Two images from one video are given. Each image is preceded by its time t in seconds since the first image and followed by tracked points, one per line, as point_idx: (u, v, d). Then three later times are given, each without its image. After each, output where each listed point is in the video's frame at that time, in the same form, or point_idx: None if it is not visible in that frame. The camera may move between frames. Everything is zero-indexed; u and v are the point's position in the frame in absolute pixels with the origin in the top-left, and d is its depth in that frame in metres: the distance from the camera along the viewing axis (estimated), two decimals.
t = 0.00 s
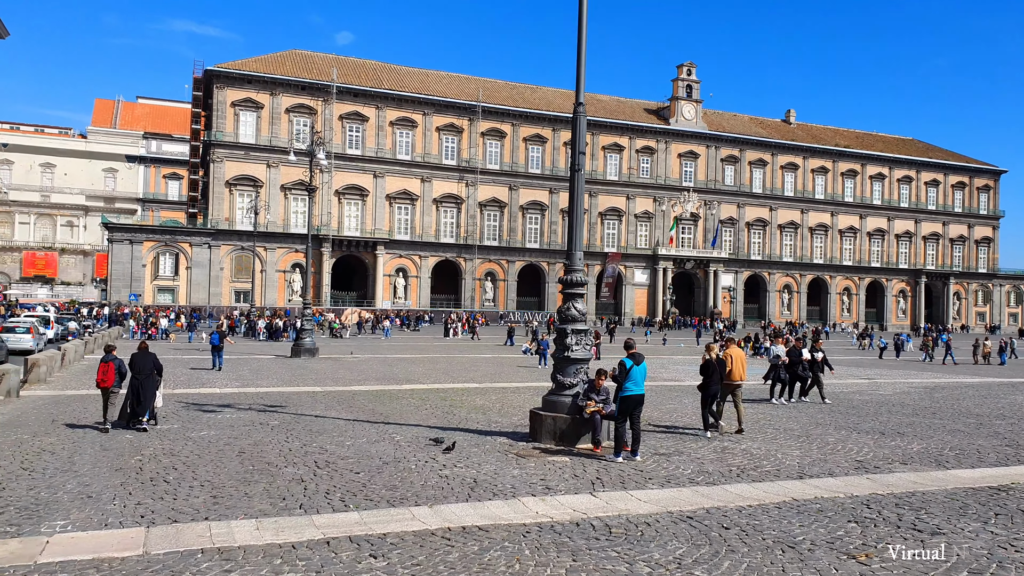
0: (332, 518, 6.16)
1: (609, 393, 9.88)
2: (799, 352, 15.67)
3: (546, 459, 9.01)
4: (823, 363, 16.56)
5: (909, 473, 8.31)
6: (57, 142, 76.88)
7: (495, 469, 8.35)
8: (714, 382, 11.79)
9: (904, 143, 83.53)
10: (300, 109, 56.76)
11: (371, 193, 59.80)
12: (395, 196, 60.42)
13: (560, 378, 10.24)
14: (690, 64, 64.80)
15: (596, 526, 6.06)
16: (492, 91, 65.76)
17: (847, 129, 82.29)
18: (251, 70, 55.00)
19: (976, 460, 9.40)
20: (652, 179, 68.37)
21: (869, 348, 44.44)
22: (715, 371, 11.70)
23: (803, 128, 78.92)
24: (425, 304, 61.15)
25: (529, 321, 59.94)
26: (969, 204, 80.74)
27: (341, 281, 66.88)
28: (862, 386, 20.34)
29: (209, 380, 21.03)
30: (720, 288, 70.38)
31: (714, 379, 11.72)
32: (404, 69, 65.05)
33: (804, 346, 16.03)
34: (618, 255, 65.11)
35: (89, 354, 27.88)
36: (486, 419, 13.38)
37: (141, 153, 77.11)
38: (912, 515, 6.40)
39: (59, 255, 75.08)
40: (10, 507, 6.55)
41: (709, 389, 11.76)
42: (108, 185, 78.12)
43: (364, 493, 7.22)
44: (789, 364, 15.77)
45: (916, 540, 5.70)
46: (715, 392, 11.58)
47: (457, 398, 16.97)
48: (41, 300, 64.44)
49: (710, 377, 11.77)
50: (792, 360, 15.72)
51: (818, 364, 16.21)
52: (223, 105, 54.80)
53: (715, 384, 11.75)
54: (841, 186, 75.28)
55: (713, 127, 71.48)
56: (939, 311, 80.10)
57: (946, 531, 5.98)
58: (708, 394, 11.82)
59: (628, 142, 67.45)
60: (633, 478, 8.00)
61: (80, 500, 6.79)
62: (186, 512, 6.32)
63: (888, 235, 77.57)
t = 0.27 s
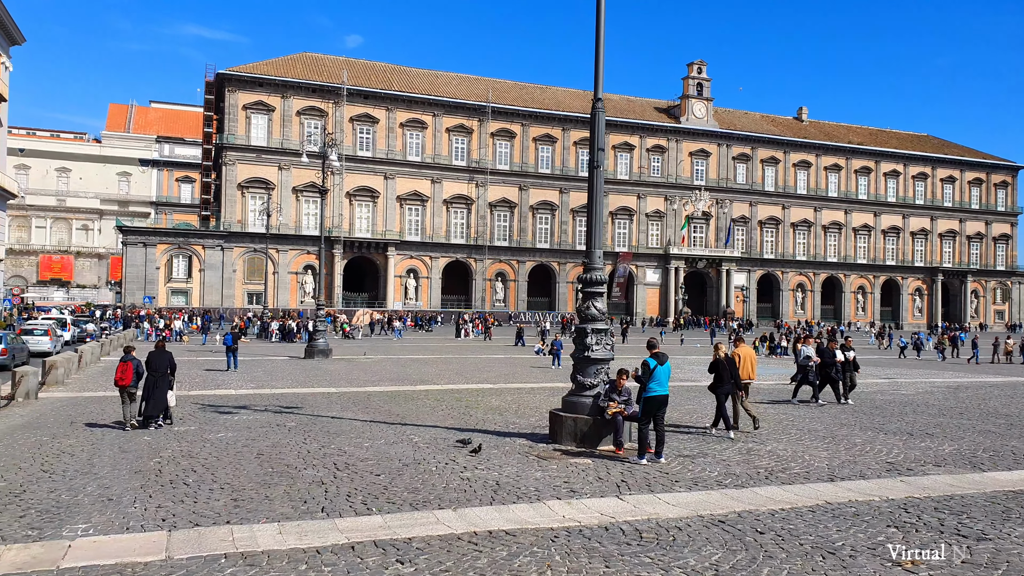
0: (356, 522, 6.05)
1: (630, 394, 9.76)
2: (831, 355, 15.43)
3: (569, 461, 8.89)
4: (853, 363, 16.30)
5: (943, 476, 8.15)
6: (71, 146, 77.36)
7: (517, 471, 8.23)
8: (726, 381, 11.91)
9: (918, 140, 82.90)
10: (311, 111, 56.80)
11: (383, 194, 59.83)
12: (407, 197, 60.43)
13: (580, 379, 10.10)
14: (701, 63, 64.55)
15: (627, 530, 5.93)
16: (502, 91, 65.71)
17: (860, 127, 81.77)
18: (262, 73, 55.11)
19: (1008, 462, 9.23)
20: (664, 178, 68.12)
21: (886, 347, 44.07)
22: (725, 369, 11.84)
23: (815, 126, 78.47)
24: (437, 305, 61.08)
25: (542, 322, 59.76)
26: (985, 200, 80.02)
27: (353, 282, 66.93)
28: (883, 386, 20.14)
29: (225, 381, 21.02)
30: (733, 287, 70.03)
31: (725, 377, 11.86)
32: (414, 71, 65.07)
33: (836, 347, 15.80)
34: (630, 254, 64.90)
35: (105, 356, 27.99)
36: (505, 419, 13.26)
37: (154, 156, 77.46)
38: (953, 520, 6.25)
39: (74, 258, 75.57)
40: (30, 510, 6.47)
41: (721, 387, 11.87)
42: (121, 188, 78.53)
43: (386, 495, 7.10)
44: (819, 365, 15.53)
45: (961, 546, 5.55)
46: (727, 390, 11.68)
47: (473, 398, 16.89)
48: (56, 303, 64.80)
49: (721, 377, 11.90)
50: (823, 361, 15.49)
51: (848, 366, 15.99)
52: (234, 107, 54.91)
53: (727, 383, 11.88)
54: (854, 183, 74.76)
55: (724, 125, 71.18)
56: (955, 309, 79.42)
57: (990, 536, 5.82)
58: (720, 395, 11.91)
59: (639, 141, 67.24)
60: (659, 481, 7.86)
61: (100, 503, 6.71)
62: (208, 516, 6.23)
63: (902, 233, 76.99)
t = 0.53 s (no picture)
0: (384, 527, 5.93)
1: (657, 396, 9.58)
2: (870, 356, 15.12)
3: (596, 464, 8.76)
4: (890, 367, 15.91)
5: (982, 483, 7.98)
6: (91, 148, 78.02)
7: (544, 475, 8.09)
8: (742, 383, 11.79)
9: (939, 139, 82.01)
10: (328, 112, 56.92)
11: (400, 195, 59.88)
12: (423, 198, 60.45)
13: (606, 381, 9.95)
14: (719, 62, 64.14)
15: (661, 538, 5.80)
16: (519, 91, 65.61)
17: (880, 126, 80.99)
18: (280, 74, 55.29)
19: None
20: (681, 178, 67.74)
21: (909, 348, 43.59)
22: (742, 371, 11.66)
23: (834, 126, 77.77)
24: (453, 305, 61.02)
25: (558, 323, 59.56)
26: (1009, 200, 78.98)
27: (370, 283, 67.02)
28: (909, 388, 19.86)
29: (245, 381, 21.03)
30: (751, 287, 69.54)
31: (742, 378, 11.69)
32: (431, 71, 65.07)
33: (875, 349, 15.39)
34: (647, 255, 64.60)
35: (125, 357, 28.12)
36: (527, 421, 13.14)
37: (173, 158, 78.39)
38: (1000, 529, 6.10)
39: (94, 258, 76.18)
40: (55, 512, 6.40)
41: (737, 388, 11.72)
42: (140, 189, 79.09)
43: (413, 499, 6.98)
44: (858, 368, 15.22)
45: (1011, 557, 5.40)
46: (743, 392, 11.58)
47: (494, 399, 16.77)
48: (76, 303, 65.32)
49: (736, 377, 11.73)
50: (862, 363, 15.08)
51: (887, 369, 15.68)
52: (252, 109, 55.09)
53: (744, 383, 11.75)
54: (874, 183, 74.05)
55: (742, 125, 70.69)
56: (978, 310, 78.48)
57: None
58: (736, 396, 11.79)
59: (656, 141, 66.91)
60: (690, 486, 7.72)
61: (124, 506, 6.63)
62: (234, 520, 6.14)
63: (923, 233, 76.17)
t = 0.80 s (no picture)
0: (410, 531, 5.81)
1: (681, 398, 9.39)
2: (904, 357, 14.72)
3: (621, 466, 8.60)
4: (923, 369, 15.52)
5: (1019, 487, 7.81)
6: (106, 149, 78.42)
7: (568, 477, 7.95)
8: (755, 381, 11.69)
9: (956, 137, 81.26)
10: (342, 112, 56.95)
11: (412, 195, 59.85)
12: (436, 198, 60.39)
13: (628, 382, 9.78)
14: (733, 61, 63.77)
15: (694, 543, 5.66)
16: (532, 91, 65.47)
17: (896, 124, 80.35)
18: (293, 75, 55.37)
19: None
20: (695, 177, 67.37)
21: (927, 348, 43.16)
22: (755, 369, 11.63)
23: (849, 124, 77.19)
24: (466, 305, 60.92)
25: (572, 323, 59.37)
26: None
27: (383, 283, 67.06)
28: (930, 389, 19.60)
29: (260, 382, 20.98)
30: (765, 287, 69.07)
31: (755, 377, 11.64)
32: (444, 71, 65.00)
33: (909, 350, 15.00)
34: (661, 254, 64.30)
35: (141, 357, 28.18)
36: (547, 422, 12.99)
37: (186, 159, 78.69)
38: None
39: (109, 259, 76.61)
40: (76, 515, 6.31)
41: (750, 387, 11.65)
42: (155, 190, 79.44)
43: (437, 502, 6.86)
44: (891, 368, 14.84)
45: None
46: (758, 389, 11.43)
47: (512, 400, 16.63)
48: (92, 304, 65.67)
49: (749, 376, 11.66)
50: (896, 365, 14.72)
51: (921, 370, 15.28)
52: (265, 109, 55.19)
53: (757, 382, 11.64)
54: (890, 182, 73.47)
55: (756, 124, 70.27)
56: (996, 310, 77.71)
57: None
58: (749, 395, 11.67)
59: (670, 140, 66.60)
60: (719, 489, 7.56)
61: (144, 509, 6.53)
62: (256, 523, 6.03)
63: (939, 231, 75.46)
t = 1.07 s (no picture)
0: (433, 535, 5.67)
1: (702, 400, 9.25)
2: (934, 359, 14.44)
3: (642, 469, 8.45)
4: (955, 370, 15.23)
5: None
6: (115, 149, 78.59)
7: (589, 480, 7.80)
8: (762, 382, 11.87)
9: (966, 138, 80.78)
10: (351, 112, 56.94)
11: (421, 195, 59.78)
12: (445, 198, 60.31)
13: (647, 383, 9.63)
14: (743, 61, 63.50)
15: (725, 549, 5.54)
16: (540, 91, 65.34)
17: (905, 124, 79.92)
18: (302, 75, 55.35)
19: None
20: (704, 177, 67.11)
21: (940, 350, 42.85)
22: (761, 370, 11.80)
23: (858, 124, 76.79)
24: (475, 306, 60.81)
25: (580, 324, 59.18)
26: None
27: (391, 284, 67.02)
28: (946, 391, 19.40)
29: (271, 382, 20.88)
30: (775, 288, 68.72)
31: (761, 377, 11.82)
32: (452, 72, 64.93)
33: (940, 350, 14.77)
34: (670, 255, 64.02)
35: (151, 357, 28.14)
36: (562, 423, 12.85)
37: (195, 159, 78.86)
38: None
39: (118, 259, 76.79)
40: (91, 518, 6.20)
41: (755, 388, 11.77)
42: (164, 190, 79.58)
43: (458, 505, 6.72)
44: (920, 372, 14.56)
45: None
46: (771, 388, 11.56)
47: (525, 401, 16.49)
48: (100, 304, 65.75)
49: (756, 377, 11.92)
50: (926, 365, 14.53)
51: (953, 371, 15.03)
52: (274, 109, 55.20)
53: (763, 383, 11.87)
54: (899, 183, 73.09)
55: (766, 124, 69.98)
56: (1006, 312, 77.23)
57: None
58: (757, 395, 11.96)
59: (679, 140, 66.36)
60: (744, 492, 7.42)
61: (160, 511, 6.42)
62: (275, 527, 5.92)
63: (950, 232, 75.00)
